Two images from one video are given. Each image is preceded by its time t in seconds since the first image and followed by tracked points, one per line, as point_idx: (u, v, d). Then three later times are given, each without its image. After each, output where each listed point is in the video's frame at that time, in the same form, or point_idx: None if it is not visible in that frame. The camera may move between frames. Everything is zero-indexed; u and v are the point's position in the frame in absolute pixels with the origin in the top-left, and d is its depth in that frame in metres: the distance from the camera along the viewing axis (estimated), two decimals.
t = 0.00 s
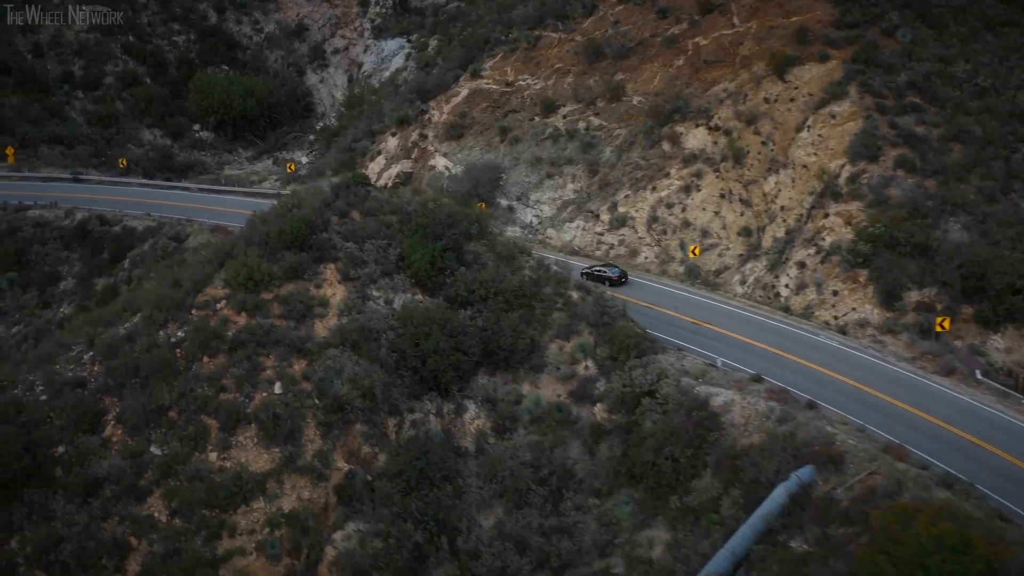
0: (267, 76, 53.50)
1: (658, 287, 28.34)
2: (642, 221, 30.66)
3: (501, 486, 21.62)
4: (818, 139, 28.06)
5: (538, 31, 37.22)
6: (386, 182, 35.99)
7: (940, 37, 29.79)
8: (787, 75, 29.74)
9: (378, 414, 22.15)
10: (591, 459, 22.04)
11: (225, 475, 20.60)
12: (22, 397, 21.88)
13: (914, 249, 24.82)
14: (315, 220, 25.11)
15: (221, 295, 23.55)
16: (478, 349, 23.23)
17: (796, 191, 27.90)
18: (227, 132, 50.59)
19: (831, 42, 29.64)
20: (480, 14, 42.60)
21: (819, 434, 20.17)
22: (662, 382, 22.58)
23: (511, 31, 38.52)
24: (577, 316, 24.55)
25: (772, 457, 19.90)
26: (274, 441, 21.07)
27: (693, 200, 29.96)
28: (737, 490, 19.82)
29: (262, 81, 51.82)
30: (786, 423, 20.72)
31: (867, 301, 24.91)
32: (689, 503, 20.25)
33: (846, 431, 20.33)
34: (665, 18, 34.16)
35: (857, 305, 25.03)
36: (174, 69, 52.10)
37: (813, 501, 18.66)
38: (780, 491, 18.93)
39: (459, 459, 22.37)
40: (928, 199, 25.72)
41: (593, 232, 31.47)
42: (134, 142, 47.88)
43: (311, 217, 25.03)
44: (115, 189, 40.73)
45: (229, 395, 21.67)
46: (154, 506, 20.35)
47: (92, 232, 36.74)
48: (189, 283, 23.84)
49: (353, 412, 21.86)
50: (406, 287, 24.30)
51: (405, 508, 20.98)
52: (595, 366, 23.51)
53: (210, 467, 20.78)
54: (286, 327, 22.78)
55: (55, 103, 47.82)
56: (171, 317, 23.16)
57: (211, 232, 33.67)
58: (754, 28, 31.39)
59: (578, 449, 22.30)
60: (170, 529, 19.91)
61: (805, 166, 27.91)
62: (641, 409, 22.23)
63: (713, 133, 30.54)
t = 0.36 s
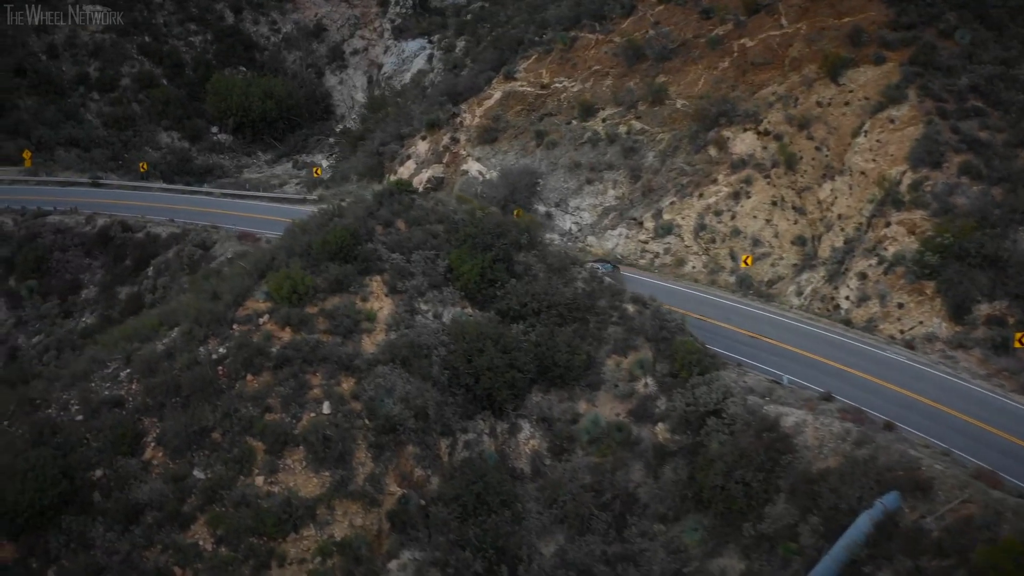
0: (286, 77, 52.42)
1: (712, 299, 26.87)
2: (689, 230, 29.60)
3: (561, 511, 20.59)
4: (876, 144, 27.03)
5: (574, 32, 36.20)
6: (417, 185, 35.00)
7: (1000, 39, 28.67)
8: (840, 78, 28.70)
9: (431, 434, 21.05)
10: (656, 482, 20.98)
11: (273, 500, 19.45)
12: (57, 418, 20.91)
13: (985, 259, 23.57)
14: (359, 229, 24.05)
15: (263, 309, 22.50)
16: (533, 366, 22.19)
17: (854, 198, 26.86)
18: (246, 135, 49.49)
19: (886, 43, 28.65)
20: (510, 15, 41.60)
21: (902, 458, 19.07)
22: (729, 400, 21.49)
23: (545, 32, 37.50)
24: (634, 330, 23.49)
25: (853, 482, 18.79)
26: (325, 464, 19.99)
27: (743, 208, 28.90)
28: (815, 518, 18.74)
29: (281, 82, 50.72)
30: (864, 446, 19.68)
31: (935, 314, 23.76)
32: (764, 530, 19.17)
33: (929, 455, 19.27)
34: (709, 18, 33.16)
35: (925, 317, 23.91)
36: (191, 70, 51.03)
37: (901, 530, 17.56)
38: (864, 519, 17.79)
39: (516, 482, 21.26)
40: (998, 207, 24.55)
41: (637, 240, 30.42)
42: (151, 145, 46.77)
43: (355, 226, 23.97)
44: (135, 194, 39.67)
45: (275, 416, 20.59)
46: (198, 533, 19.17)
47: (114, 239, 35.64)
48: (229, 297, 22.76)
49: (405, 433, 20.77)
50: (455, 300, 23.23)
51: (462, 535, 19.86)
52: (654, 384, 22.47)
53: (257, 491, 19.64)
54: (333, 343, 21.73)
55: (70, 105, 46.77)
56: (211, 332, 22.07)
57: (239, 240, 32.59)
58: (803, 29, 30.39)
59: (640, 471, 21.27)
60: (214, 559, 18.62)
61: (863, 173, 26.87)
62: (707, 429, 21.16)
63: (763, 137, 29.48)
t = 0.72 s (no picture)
0: (306, 79, 51.29)
1: (770, 313, 25.75)
2: (740, 238, 28.55)
3: (630, 539, 19.53)
4: (939, 149, 25.89)
5: (613, 32, 35.30)
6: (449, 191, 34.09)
7: None
8: (899, 81, 27.69)
9: (490, 457, 19.98)
10: (728, 507, 19.91)
11: (327, 528, 18.19)
12: (97, 440, 19.86)
13: None
14: (409, 240, 23.03)
15: (311, 324, 21.47)
16: (596, 385, 21.15)
17: (917, 206, 25.84)
18: (266, 138, 48.40)
19: (946, 45, 27.63)
20: (542, 15, 40.61)
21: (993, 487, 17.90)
22: (803, 421, 20.38)
23: (582, 33, 36.59)
24: (697, 345, 22.48)
25: (944, 510, 17.66)
26: (382, 490, 18.86)
27: (798, 215, 27.83)
28: (904, 549, 17.70)
29: (302, 84, 49.70)
30: (951, 472, 18.57)
31: (1010, 327, 22.36)
32: (848, 560, 18.04)
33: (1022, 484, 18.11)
34: (755, 19, 32.21)
35: (997, 331, 22.52)
36: (209, 71, 49.95)
37: (1002, 565, 16.46)
38: (959, 552, 16.74)
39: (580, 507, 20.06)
40: None
41: (684, 249, 29.38)
42: (170, 148, 45.67)
43: (405, 236, 22.98)
44: (159, 200, 38.65)
45: (328, 438, 19.52)
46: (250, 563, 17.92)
47: (139, 246, 34.57)
48: (275, 311, 21.71)
49: (464, 456, 19.67)
50: (511, 313, 22.21)
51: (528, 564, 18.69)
52: (721, 403, 21.50)
53: (311, 519, 18.41)
54: (386, 361, 20.68)
55: (88, 108, 45.74)
56: (257, 348, 21.01)
57: (268, 247, 31.54)
58: (858, 30, 29.50)
59: (710, 495, 20.22)
60: None
61: (927, 180, 25.83)
62: (780, 451, 20.11)
63: (817, 142, 28.46)
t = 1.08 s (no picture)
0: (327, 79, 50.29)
1: (838, 326, 24.55)
2: (796, 247, 27.47)
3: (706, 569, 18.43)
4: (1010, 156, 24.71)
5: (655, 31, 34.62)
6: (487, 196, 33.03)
7: None
8: (962, 84, 26.66)
9: (557, 482, 18.82)
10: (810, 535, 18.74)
11: (390, 559, 17.06)
12: (143, 464, 18.82)
13: None
14: (464, 251, 22.16)
15: (365, 341, 20.49)
16: (665, 405, 20.14)
17: (987, 215, 24.64)
18: (287, 141, 47.32)
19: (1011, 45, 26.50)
20: (576, 16, 39.77)
21: None
22: (886, 443, 19.33)
23: (622, 33, 35.96)
24: (768, 362, 21.60)
25: None
26: (446, 518, 17.69)
27: (857, 224, 26.78)
28: None
29: (325, 85, 48.73)
30: None
31: None
32: None
33: None
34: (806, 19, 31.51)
35: None
36: (229, 72, 48.89)
37: None
38: None
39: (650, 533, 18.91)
40: None
41: (736, 258, 28.27)
42: (191, 151, 44.62)
43: (460, 247, 22.12)
44: (183, 205, 37.63)
45: (388, 463, 18.43)
46: None
47: (165, 253, 33.48)
48: (326, 327, 20.74)
49: (530, 481, 18.54)
50: (573, 328, 21.19)
51: None
52: (796, 424, 20.52)
53: (372, 550, 17.28)
54: (447, 380, 19.67)
55: (106, 110, 44.72)
56: (310, 367, 20.00)
57: (301, 255, 30.29)
58: (916, 31, 28.63)
59: (788, 522, 19.12)
60: None
61: (996, 187, 24.70)
62: (861, 475, 19.06)
63: (876, 148, 27.43)
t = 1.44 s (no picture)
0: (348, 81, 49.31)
1: (909, 341, 23.49)
2: (851, 255, 26.46)
3: None
4: None
5: (695, 32, 33.80)
6: (521, 204, 32.04)
7: None
8: None
9: (625, 506, 17.74)
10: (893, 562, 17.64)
11: None
12: (190, 488, 17.85)
13: None
14: (520, 262, 21.31)
15: (421, 357, 19.63)
16: (735, 425, 19.18)
17: None
18: (308, 144, 46.35)
19: None
20: (610, 17, 38.92)
21: None
22: (969, 465, 18.34)
23: (661, 34, 35.15)
24: (837, 379, 20.78)
25: None
26: (513, 546, 16.43)
27: (916, 232, 25.81)
28: None
29: (345, 86, 47.62)
30: None
31: None
32: None
33: None
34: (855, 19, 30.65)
35: None
36: (247, 73, 47.91)
37: None
38: None
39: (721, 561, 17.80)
40: None
41: (787, 267, 27.23)
42: (210, 154, 43.65)
43: (517, 257, 21.35)
44: (207, 210, 36.73)
45: (447, 487, 17.36)
46: None
47: (191, 260, 32.41)
48: (379, 342, 20.02)
49: (599, 506, 17.39)
50: (635, 344, 20.35)
51: None
52: (871, 444, 19.64)
53: None
54: (508, 399, 18.77)
55: (124, 112, 43.79)
56: (362, 385, 19.14)
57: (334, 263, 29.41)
58: (974, 32, 27.70)
59: (867, 548, 18.14)
60: None
61: None
62: (944, 499, 18.01)
63: (934, 153, 26.49)
